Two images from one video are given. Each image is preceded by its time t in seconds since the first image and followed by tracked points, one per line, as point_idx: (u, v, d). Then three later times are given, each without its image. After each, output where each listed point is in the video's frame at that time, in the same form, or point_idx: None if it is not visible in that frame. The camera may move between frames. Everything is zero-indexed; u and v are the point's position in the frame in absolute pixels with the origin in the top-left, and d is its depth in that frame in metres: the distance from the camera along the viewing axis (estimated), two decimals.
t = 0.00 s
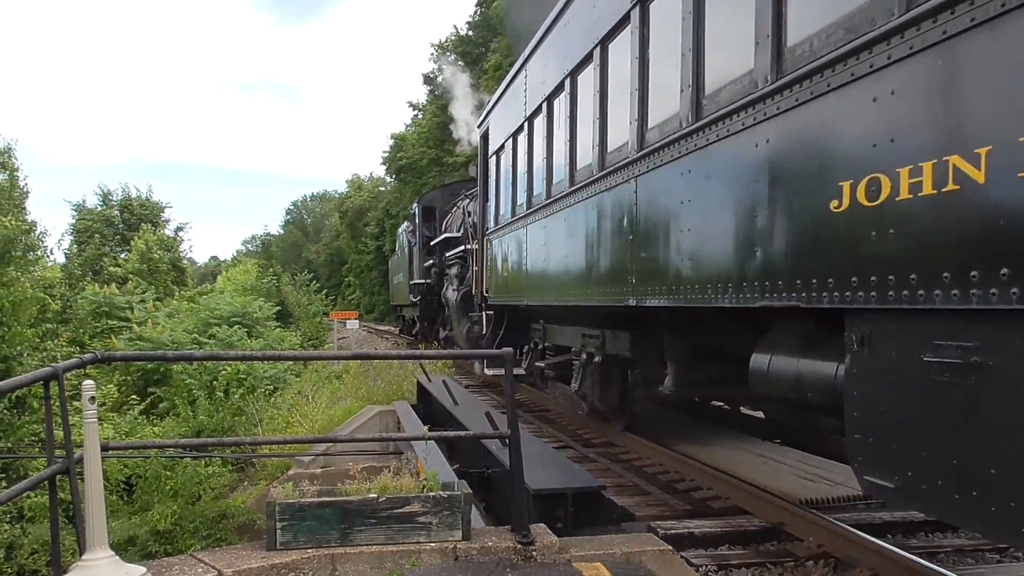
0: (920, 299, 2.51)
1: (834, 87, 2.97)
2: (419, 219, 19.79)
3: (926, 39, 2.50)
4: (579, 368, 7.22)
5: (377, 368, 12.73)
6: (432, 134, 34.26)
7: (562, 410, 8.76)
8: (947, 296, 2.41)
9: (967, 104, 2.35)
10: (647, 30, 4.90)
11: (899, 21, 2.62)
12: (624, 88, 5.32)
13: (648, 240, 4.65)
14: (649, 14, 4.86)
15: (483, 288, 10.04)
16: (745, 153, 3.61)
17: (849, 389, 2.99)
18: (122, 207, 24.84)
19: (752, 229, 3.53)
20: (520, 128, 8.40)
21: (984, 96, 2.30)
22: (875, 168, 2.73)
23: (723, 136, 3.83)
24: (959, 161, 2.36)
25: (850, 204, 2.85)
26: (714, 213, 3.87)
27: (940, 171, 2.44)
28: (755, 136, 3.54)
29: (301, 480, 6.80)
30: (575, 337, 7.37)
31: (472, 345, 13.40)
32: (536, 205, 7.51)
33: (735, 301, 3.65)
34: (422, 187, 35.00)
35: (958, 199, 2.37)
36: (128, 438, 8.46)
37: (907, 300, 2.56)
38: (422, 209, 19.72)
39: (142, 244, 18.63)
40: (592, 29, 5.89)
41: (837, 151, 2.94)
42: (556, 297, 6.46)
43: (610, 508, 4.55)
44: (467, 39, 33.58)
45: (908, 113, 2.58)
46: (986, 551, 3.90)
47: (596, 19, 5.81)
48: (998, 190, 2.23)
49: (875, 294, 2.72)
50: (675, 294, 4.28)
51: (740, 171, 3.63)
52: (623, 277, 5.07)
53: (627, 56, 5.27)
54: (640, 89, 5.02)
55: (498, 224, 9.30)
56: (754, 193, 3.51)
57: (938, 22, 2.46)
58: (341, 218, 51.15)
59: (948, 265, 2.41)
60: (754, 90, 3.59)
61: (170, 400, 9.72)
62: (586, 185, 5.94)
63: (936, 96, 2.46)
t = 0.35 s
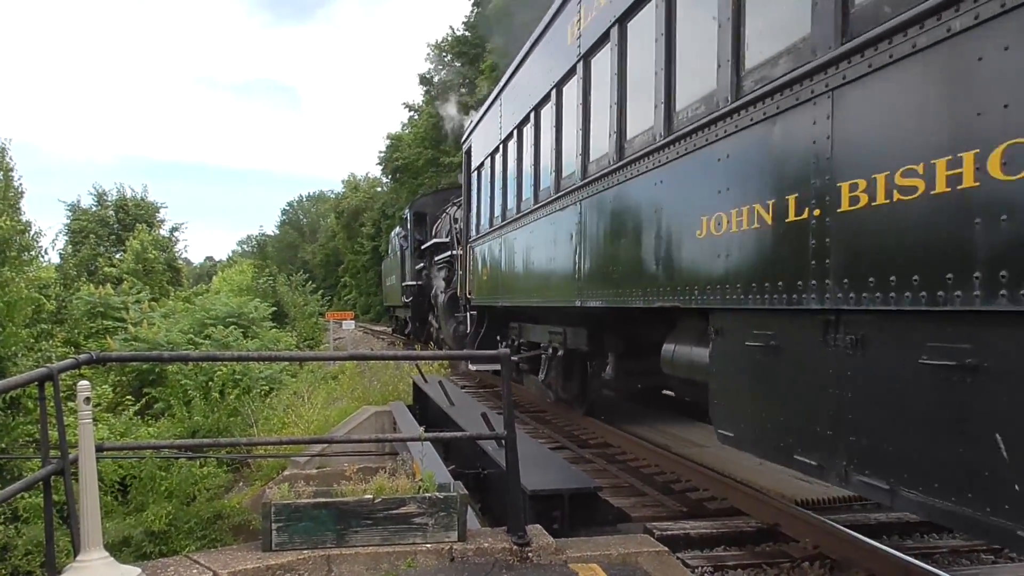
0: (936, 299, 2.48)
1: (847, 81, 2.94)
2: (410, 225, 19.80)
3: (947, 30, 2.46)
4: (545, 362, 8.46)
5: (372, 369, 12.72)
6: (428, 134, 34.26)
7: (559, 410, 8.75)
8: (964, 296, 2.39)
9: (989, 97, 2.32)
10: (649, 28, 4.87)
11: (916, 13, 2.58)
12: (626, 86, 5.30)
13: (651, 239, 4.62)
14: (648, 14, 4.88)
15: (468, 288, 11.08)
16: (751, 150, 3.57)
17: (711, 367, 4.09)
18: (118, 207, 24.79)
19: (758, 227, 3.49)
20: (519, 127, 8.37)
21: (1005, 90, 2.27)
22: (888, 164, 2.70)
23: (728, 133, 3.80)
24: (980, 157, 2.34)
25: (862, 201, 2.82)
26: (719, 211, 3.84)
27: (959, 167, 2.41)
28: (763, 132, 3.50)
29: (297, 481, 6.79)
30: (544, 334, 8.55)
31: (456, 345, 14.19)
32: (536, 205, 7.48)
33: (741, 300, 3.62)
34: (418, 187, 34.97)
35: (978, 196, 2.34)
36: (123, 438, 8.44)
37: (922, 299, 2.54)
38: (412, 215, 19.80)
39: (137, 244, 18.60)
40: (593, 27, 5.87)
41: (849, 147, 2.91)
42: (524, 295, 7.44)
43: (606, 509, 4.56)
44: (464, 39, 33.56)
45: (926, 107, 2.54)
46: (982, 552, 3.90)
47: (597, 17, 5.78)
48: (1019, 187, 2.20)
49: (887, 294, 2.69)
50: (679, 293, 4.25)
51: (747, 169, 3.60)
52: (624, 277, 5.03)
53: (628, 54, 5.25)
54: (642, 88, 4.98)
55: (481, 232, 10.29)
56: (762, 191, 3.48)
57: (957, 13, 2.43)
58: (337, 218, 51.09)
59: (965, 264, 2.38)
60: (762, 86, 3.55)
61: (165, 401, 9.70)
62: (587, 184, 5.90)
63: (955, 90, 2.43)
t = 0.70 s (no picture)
0: (930, 304, 2.45)
1: (837, 82, 2.90)
2: (393, 231, 19.85)
3: (937, 31, 2.42)
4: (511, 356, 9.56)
5: (360, 371, 12.71)
6: (417, 135, 34.25)
7: (547, 412, 8.77)
8: (959, 300, 2.35)
9: (981, 100, 2.28)
10: (639, 28, 4.86)
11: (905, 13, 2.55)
12: (615, 86, 5.29)
13: (641, 243, 4.59)
14: (636, 15, 4.90)
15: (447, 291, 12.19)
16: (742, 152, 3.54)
17: (667, 366, 4.47)
18: (104, 208, 24.69)
19: (751, 230, 3.46)
20: (507, 128, 8.37)
21: (998, 92, 2.23)
22: (881, 167, 2.67)
23: (717, 134, 3.77)
24: (976, 159, 2.30)
25: (855, 204, 2.79)
26: (711, 214, 3.81)
27: (956, 169, 2.37)
28: (754, 133, 3.46)
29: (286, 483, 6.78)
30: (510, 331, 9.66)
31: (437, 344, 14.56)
32: (524, 207, 7.49)
33: (735, 304, 3.59)
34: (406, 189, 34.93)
35: (975, 199, 2.30)
36: (109, 440, 8.41)
37: (916, 303, 2.51)
38: (397, 221, 19.85)
39: (124, 245, 18.51)
40: (582, 28, 5.87)
41: (841, 149, 2.87)
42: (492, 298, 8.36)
43: (594, 511, 4.58)
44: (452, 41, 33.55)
45: (918, 108, 2.51)
46: (967, 553, 3.93)
47: (586, 17, 5.77)
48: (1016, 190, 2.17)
49: (882, 298, 2.66)
50: (671, 297, 4.23)
51: (737, 171, 3.57)
52: (614, 280, 5.01)
53: (618, 54, 5.24)
54: (632, 87, 4.98)
55: (459, 240, 11.24)
56: (754, 193, 3.45)
57: (948, 14, 2.38)
58: (325, 219, 50.99)
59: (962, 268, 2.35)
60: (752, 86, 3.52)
61: (153, 402, 9.66)
62: (576, 185, 5.89)
63: (948, 90, 2.39)
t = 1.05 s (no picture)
0: (941, 304, 2.42)
1: (844, 81, 2.87)
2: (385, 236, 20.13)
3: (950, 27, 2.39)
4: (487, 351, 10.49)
5: (355, 372, 12.70)
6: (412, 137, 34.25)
7: (542, 413, 8.78)
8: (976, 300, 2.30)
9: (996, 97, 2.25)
10: (638, 28, 4.87)
11: (918, 8, 2.50)
12: (613, 87, 5.30)
13: (643, 244, 4.56)
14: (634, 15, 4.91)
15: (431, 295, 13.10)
16: (747, 151, 3.51)
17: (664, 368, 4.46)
18: (98, 209, 24.65)
19: (755, 230, 3.42)
20: (504, 129, 8.36)
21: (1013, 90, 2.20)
22: (889, 165, 2.64)
23: (721, 134, 3.75)
24: (990, 158, 2.27)
25: (862, 203, 2.76)
26: (713, 214, 3.78)
27: (969, 168, 2.34)
28: (759, 132, 3.43)
29: (281, 484, 6.77)
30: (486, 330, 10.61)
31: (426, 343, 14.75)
32: (521, 208, 7.49)
33: (736, 304, 3.56)
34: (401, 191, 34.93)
35: (989, 199, 2.26)
36: (103, 442, 8.39)
37: (925, 304, 2.47)
38: (389, 227, 20.10)
39: (118, 246, 18.46)
40: (579, 28, 5.88)
41: (848, 148, 2.84)
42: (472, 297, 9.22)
43: (589, 512, 4.59)
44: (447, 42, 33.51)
45: (929, 106, 2.48)
46: (961, 554, 3.94)
47: (583, 17, 5.77)
48: None
49: (889, 299, 2.63)
50: (672, 298, 4.20)
51: (741, 170, 3.54)
52: (614, 281, 4.98)
53: (616, 55, 5.25)
54: (631, 87, 4.98)
55: (450, 244, 11.59)
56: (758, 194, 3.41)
57: (960, 10, 2.35)
58: (319, 221, 50.96)
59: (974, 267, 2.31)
60: (757, 85, 3.49)
61: (147, 404, 9.64)
62: (575, 186, 5.88)
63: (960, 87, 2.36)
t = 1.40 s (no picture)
0: (935, 308, 2.40)
1: (838, 84, 2.87)
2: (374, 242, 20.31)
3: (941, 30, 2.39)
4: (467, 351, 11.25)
5: (349, 374, 12.69)
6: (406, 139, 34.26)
7: (537, 415, 8.77)
8: (966, 305, 2.29)
9: (988, 100, 2.24)
10: (631, 30, 4.88)
11: (907, 14, 2.51)
12: (607, 89, 5.30)
13: (637, 247, 4.57)
14: (628, 19, 4.93)
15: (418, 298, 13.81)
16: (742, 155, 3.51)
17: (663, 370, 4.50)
18: (91, 211, 24.57)
19: (751, 234, 3.41)
20: (497, 132, 8.38)
21: (1004, 92, 2.19)
22: (883, 169, 2.63)
23: (714, 138, 3.76)
24: (981, 160, 2.26)
25: (856, 207, 2.75)
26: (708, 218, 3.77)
27: (962, 170, 2.32)
28: (753, 136, 3.43)
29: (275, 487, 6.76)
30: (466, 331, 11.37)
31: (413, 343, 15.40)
32: (515, 210, 7.50)
33: (733, 308, 3.55)
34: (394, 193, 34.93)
35: (979, 204, 2.26)
36: (96, 444, 8.37)
37: (920, 307, 2.45)
38: (377, 233, 20.49)
39: (111, 248, 18.41)
40: (571, 31, 5.90)
41: (843, 151, 2.84)
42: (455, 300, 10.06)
43: (583, 515, 4.60)
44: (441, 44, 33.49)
45: (922, 109, 2.47)
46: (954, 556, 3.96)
47: (576, 20, 5.79)
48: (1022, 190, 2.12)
49: (883, 303, 2.61)
50: (666, 302, 4.19)
51: (736, 173, 3.54)
52: (609, 284, 4.98)
53: (609, 57, 5.26)
54: (625, 89, 4.98)
55: (443, 247, 11.62)
56: (751, 197, 3.42)
57: (951, 13, 2.35)
58: (313, 224, 50.90)
59: (968, 271, 2.29)
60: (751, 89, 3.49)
61: (139, 406, 9.62)
62: (569, 189, 5.89)
63: (952, 90, 2.35)
